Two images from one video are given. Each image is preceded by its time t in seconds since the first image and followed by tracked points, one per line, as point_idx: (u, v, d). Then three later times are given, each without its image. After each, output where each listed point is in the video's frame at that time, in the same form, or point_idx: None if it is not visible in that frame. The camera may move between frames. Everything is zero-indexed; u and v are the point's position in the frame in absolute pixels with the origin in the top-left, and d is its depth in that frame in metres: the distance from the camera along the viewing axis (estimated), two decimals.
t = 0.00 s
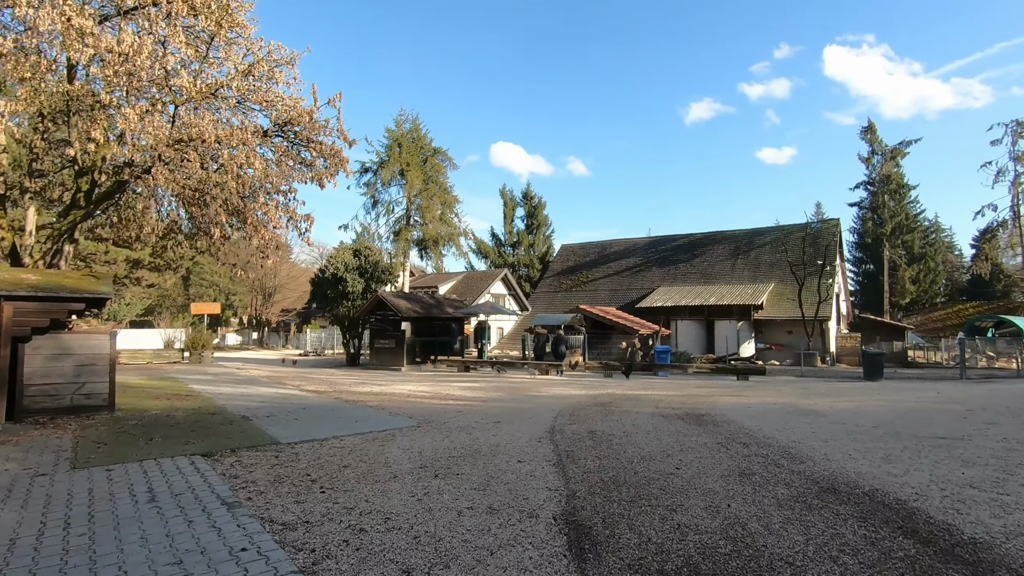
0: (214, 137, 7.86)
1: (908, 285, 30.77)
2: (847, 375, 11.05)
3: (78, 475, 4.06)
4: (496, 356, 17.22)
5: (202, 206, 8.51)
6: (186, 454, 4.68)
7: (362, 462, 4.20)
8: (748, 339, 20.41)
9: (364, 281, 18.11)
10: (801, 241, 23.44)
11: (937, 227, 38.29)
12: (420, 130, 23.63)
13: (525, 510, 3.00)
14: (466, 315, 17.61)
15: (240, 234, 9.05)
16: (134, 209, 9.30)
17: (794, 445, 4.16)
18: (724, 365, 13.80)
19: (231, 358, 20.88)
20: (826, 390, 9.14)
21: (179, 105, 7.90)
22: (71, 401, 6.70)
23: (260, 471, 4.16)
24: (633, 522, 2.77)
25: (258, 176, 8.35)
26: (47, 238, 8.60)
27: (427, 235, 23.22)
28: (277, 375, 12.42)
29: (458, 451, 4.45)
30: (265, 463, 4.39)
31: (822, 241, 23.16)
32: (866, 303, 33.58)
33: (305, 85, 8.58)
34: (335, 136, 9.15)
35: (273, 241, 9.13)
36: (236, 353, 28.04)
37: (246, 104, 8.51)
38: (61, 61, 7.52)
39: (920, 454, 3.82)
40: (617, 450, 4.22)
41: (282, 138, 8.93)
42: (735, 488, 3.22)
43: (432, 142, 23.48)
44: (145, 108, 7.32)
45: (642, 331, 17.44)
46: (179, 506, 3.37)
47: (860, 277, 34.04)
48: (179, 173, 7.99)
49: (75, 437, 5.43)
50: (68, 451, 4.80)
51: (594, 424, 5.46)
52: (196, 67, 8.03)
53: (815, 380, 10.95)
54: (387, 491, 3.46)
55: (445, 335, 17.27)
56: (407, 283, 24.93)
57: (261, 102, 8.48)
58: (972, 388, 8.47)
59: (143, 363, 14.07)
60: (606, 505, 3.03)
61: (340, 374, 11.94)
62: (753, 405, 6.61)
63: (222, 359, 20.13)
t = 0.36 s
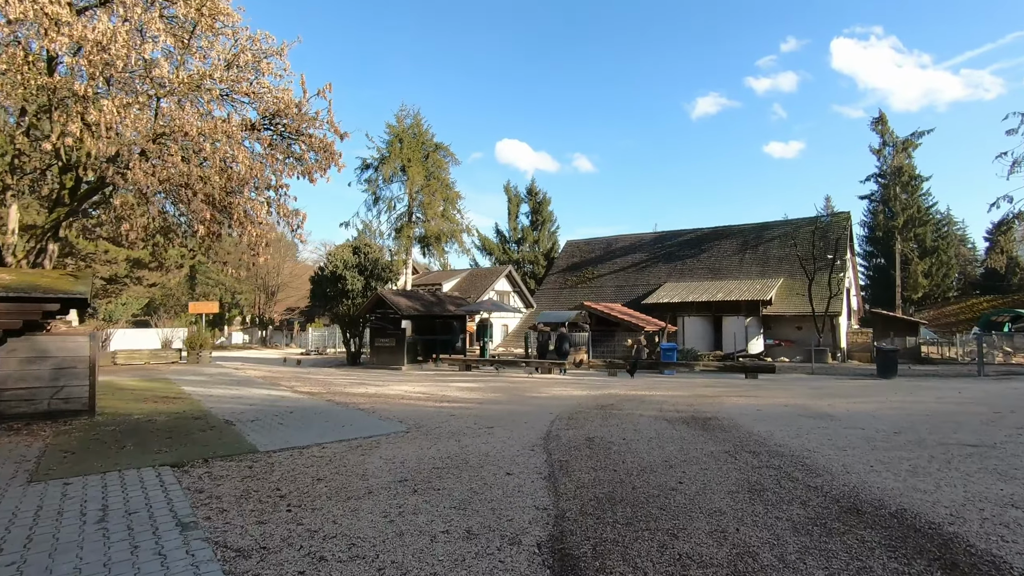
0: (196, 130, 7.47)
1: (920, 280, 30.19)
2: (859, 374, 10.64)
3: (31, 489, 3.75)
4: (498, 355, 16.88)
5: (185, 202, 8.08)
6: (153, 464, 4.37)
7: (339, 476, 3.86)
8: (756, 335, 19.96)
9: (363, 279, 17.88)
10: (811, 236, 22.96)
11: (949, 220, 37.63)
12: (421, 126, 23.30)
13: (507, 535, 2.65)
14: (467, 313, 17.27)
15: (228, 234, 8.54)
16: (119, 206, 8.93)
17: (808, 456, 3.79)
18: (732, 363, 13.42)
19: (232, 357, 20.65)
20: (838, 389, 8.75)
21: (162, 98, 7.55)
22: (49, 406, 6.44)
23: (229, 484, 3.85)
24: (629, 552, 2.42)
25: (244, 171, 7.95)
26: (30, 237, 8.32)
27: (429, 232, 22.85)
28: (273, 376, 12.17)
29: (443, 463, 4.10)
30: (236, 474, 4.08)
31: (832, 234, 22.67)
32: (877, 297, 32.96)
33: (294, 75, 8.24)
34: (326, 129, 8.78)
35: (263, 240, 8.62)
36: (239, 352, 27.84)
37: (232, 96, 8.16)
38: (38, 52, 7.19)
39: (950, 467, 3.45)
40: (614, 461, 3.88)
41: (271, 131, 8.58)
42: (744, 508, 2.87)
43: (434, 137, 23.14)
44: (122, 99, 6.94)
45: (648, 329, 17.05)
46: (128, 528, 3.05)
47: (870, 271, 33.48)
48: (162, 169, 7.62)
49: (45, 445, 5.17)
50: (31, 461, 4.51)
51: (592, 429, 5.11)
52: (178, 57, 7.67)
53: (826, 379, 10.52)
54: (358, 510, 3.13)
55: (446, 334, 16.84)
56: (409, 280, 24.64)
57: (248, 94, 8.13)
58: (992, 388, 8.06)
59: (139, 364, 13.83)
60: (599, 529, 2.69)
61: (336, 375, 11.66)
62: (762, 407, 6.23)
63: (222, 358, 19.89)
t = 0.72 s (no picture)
0: (174, 128, 7.04)
1: (930, 276, 29.67)
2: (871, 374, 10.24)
3: None
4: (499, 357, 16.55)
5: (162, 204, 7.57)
6: (113, 482, 4.05)
7: (307, 495, 3.54)
8: (763, 335, 19.55)
9: (360, 282, 17.73)
10: (818, 232, 22.53)
11: (959, 216, 37.07)
12: (420, 125, 23.04)
13: (480, 571, 2.33)
14: (467, 315, 16.98)
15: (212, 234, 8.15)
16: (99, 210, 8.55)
17: (822, 471, 3.45)
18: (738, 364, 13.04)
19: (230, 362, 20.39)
20: (851, 390, 8.35)
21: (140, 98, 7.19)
22: (20, 417, 6.15)
23: (188, 506, 3.51)
24: None
25: (228, 170, 7.57)
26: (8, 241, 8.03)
27: (429, 233, 22.54)
28: (267, 381, 11.90)
29: (424, 479, 3.77)
30: (199, 494, 3.75)
31: (839, 230, 22.24)
32: (885, 294, 32.45)
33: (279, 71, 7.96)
34: (313, 127, 8.50)
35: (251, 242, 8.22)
36: (239, 357, 27.57)
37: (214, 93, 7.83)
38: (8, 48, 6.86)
39: (982, 482, 3.10)
40: (610, 478, 3.54)
41: (256, 128, 8.28)
42: (752, 536, 2.53)
43: (433, 137, 22.86)
44: (96, 96, 6.59)
45: (651, 329, 16.71)
46: (62, 563, 2.71)
47: (879, 268, 32.97)
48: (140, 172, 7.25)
49: (8, 460, 4.88)
50: None
51: (587, 438, 4.79)
52: (155, 53, 7.34)
53: (837, 381, 10.13)
54: (319, 537, 2.81)
55: (445, 336, 16.71)
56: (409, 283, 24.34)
57: (231, 91, 7.84)
58: (1014, 388, 7.65)
59: (132, 371, 13.58)
60: (583, 564, 2.33)
61: (331, 382, 11.37)
62: (771, 412, 5.87)
63: (221, 363, 19.58)
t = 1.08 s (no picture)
0: (158, 120, 6.68)
1: (943, 275, 29.07)
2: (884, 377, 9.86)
3: None
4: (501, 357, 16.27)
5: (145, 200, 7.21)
6: (71, 494, 3.76)
7: (273, 512, 3.24)
8: (772, 335, 19.14)
9: (361, 280, 17.60)
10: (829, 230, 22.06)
11: (973, 213, 36.35)
12: (424, 122, 22.76)
13: None
14: (469, 314, 16.70)
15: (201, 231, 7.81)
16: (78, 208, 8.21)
17: (837, 490, 3.10)
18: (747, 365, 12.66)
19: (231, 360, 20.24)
20: (864, 393, 7.99)
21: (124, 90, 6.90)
22: None
23: (143, 523, 3.21)
24: None
25: (215, 163, 7.23)
26: None
27: (432, 231, 22.25)
28: (264, 380, 11.70)
29: (401, 494, 3.45)
30: (158, 510, 3.45)
31: (850, 228, 21.75)
32: (898, 294, 31.85)
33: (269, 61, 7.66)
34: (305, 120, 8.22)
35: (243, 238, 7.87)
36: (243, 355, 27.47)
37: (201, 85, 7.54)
38: None
39: (1022, 507, 2.75)
40: (605, 495, 3.22)
41: (246, 121, 8.00)
42: (763, 572, 2.20)
43: (436, 134, 22.57)
44: (76, 86, 6.29)
45: (657, 328, 16.36)
46: None
47: (891, 267, 32.38)
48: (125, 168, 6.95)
49: None
50: None
51: (584, 448, 4.46)
52: (140, 42, 7.05)
53: (849, 384, 9.76)
54: (273, 564, 2.51)
55: (447, 335, 16.39)
56: (413, 281, 24.09)
57: (220, 82, 7.55)
58: None
59: (129, 370, 13.42)
60: None
61: (327, 382, 11.15)
62: (780, 419, 5.53)
63: (223, 362, 19.43)
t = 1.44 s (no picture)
0: (129, 113, 6.37)
1: (947, 271, 28.71)
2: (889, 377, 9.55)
3: None
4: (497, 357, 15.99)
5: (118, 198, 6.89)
6: (15, 512, 3.47)
7: (224, 536, 2.95)
8: (773, 332, 18.83)
9: (354, 279, 17.32)
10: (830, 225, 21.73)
11: (976, 209, 35.95)
12: (419, 118, 22.46)
13: None
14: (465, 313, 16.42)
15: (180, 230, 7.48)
16: (52, 205, 7.91)
17: (845, 510, 2.80)
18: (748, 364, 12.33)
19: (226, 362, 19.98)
20: (868, 394, 7.69)
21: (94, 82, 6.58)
22: None
23: (81, 549, 2.91)
24: None
25: (192, 159, 6.90)
26: None
27: (428, 229, 21.96)
28: (252, 382, 11.43)
29: (368, 514, 3.15)
30: (104, 532, 3.16)
31: (852, 224, 21.42)
32: (900, 290, 31.51)
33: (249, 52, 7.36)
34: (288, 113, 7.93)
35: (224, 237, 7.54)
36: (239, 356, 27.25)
37: (178, 77, 7.23)
38: None
39: None
40: (590, 517, 2.93)
41: (225, 115, 7.70)
42: None
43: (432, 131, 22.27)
44: (41, 77, 5.98)
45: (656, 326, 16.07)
46: None
47: (892, 263, 32.08)
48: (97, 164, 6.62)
49: None
50: None
51: (572, 459, 4.16)
52: (111, 32, 6.75)
53: (852, 384, 9.46)
54: None
55: (442, 335, 16.12)
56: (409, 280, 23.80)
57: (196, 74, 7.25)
58: None
59: (118, 372, 13.18)
60: None
61: (317, 383, 10.88)
62: (782, 423, 5.23)
63: (217, 363, 19.17)
